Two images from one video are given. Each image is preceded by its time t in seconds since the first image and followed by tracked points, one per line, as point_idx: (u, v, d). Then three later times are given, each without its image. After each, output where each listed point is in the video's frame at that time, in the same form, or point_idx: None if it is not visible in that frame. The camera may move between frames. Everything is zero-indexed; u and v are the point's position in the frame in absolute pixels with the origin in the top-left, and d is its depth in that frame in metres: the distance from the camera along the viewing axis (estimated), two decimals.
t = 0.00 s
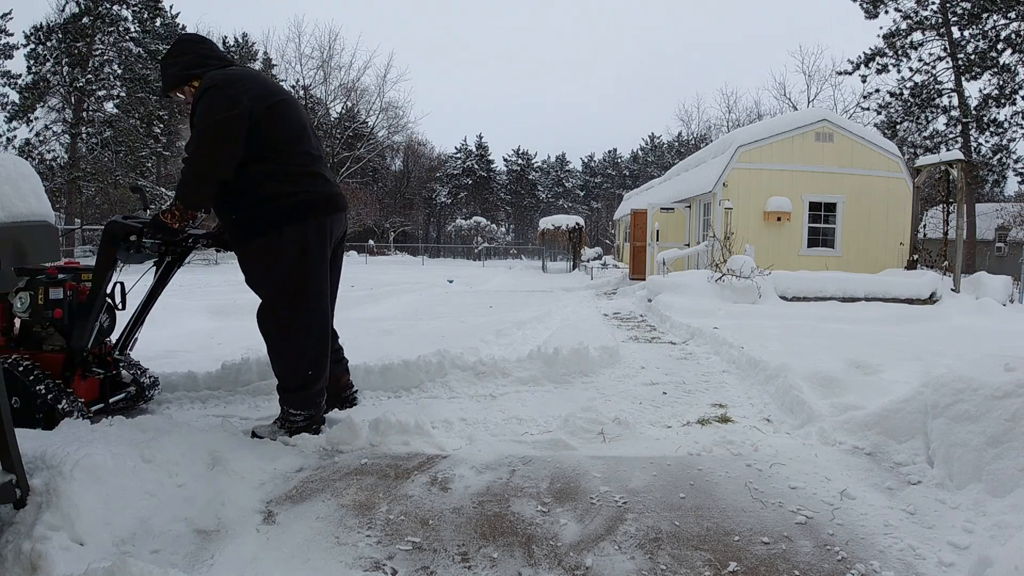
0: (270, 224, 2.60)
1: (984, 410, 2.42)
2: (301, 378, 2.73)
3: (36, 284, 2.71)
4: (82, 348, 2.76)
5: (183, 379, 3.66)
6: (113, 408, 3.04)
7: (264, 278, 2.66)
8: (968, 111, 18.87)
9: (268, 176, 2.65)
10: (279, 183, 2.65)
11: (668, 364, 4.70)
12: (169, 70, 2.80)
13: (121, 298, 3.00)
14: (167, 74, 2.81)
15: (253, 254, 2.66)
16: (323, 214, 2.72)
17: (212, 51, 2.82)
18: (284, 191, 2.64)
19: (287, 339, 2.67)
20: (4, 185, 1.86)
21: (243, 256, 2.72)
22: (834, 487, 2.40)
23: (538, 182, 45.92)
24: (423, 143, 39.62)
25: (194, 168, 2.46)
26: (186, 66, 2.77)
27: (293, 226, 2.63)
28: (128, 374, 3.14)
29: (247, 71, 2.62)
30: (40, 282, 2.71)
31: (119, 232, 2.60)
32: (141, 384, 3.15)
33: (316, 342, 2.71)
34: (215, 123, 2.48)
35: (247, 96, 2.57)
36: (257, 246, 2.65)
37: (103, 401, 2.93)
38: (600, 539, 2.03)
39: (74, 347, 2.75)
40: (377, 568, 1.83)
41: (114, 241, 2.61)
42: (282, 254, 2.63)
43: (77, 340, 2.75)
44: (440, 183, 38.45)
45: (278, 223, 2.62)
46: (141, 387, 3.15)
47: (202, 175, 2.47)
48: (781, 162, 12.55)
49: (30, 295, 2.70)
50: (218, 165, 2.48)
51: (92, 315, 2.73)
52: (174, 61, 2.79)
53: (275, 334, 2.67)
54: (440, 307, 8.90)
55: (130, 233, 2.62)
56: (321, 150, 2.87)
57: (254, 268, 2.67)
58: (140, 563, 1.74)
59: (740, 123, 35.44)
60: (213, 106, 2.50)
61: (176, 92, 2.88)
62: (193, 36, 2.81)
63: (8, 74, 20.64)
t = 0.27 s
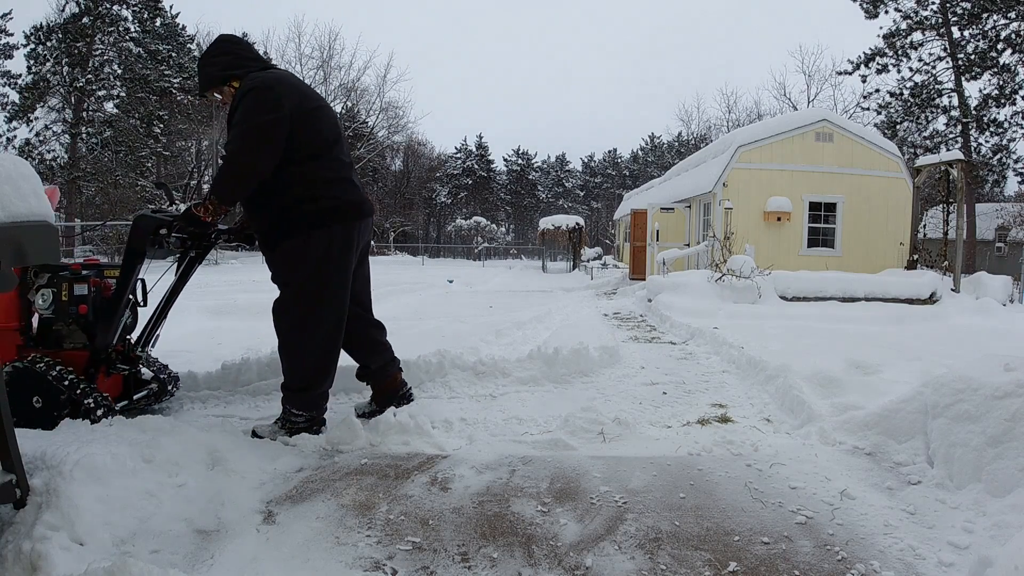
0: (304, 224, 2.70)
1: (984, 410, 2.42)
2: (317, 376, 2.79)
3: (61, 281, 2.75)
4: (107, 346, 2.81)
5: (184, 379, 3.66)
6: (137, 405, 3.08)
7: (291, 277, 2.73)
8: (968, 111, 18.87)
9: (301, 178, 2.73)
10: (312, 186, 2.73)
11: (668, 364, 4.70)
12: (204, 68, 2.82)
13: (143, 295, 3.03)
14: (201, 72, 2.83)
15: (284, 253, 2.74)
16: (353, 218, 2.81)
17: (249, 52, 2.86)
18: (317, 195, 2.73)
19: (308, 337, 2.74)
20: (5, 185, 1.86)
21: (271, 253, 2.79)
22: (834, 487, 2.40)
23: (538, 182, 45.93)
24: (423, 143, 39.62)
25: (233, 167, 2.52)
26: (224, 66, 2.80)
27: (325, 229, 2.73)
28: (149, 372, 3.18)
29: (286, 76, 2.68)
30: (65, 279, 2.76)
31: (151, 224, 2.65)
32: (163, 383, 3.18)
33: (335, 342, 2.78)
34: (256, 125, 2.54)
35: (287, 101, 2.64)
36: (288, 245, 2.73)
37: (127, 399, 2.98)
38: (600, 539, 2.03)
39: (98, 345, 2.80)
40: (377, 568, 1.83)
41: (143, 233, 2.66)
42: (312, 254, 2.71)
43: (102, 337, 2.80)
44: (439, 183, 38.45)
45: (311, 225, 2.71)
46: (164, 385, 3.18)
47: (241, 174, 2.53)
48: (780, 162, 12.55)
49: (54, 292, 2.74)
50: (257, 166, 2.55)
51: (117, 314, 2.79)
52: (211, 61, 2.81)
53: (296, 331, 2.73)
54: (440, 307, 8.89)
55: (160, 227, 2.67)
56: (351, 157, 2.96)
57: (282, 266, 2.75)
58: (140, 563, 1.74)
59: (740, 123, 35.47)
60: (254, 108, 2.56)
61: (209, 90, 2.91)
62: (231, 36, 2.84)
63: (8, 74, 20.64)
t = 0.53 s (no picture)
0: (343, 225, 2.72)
1: (984, 410, 2.42)
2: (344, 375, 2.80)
3: (89, 281, 2.77)
4: (136, 349, 2.83)
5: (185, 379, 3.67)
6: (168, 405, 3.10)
7: (326, 278, 2.74)
8: (968, 111, 18.88)
9: (344, 183, 2.76)
10: (355, 191, 2.76)
11: (668, 364, 4.70)
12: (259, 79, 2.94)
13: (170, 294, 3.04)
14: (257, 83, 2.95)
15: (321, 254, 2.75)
16: (392, 225, 2.83)
17: (301, 64, 2.98)
18: (359, 200, 2.76)
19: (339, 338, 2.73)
20: (5, 185, 1.86)
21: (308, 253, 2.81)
22: (834, 487, 2.40)
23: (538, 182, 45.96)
24: (423, 143, 39.64)
25: (280, 163, 2.52)
26: (280, 77, 2.92)
27: (362, 234, 2.75)
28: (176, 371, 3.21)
29: (339, 84, 2.74)
30: (93, 280, 2.77)
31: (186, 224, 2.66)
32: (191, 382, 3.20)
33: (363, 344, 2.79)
34: (306, 126, 2.58)
35: (338, 106, 2.68)
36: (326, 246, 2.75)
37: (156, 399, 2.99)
38: (600, 539, 2.03)
39: (127, 347, 2.82)
40: (377, 568, 1.83)
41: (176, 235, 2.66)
42: (349, 256, 2.72)
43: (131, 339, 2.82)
44: (439, 183, 38.45)
45: (350, 228, 2.73)
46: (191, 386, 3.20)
47: (288, 171, 2.53)
48: (781, 162, 12.55)
49: (81, 293, 2.76)
50: (304, 166, 2.56)
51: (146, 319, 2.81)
52: (265, 71, 2.92)
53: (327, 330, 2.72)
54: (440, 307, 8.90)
55: (193, 227, 2.68)
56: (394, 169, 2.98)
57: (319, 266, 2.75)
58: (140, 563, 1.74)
59: (740, 123, 35.50)
60: (308, 111, 2.61)
61: (263, 99, 3.01)
62: (287, 49, 2.96)
63: (8, 74, 20.65)
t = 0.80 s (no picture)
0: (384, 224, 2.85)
1: (984, 410, 2.42)
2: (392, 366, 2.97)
3: (124, 282, 2.81)
4: (169, 351, 2.89)
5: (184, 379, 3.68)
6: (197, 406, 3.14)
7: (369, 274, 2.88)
8: (968, 111, 18.88)
9: (383, 183, 2.88)
10: (392, 189, 2.89)
11: (668, 364, 4.70)
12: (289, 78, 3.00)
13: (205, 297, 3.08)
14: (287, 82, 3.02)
15: (363, 251, 2.87)
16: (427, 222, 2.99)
17: (331, 64, 3.06)
18: (397, 199, 2.90)
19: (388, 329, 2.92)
20: (4, 185, 1.85)
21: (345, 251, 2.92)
22: (833, 487, 2.40)
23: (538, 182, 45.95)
24: (423, 143, 39.61)
25: (327, 164, 2.60)
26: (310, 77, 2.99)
27: (401, 231, 2.88)
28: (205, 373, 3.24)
29: (372, 85, 2.84)
30: (128, 280, 2.82)
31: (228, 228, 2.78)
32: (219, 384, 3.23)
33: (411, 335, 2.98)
34: (347, 125, 2.66)
35: (376, 108, 2.79)
36: (368, 244, 2.87)
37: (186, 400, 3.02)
38: (600, 539, 2.03)
39: (160, 349, 2.87)
40: (377, 568, 1.83)
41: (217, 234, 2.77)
42: (393, 253, 2.87)
43: (166, 341, 2.88)
44: (439, 183, 38.39)
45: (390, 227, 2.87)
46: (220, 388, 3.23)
47: (337, 172, 2.62)
48: (780, 162, 12.55)
49: (116, 293, 2.80)
50: (353, 167, 2.65)
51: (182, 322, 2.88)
52: (295, 72, 3.00)
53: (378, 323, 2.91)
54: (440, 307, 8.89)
55: (235, 229, 2.80)
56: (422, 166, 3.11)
57: (362, 262, 2.88)
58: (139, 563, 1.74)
59: (740, 123, 35.51)
60: (349, 111, 2.70)
61: (294, 99, 3.07)
62: (315, 49, 3.03)
63: (8, 74, 20.61)
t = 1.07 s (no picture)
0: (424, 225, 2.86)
1: (984, 410, 2.42)
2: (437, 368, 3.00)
3: (157, 281, 2.79)
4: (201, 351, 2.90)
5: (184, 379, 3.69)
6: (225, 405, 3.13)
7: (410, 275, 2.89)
8: (968, 111, 18.88)
9: (418, 183, 2.90)
10: (425, 187, 2.91)
11: (669, 364, 4.70)
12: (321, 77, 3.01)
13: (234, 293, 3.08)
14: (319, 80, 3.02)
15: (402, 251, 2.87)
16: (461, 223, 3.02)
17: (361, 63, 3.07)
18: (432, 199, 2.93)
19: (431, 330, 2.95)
20: (4, 185, 1.85)
21: (383, 252, 2.91)
22: (833, 487, 2.40)
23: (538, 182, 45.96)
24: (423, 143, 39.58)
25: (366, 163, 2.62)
26: (342, 76, 3.00)
27: (437, 230, 2.90)
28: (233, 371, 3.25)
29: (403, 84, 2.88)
30: (161, 280, 2.80)
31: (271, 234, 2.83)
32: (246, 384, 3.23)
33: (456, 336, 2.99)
34: (383, 123, 2.69)
35: (410, 106, 2.83)
36: (407, 244, 2.87)
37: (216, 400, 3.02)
38: (600, 539, 2.03)
39: (193, 349, 2.88)
40: (377, 568, 1.83)
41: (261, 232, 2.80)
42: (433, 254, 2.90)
43: (199, 340, 2.89)
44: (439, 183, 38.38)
45: (426, 227, 2.89)
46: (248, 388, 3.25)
47: (376, 170, 2.63)
48: (780, 162, 12.55)
49: (150, 292, 2.79)
50: (391, 165, 2.67)
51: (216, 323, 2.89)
52: (327, 71, 3.01)
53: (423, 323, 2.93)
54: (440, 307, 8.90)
55: (273, 230, 2.81)
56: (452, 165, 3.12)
57: (402, 263, 2.89)
58: (139, 563, 1.74)
59: (740, 123, 35.52)
60: (385, 110, 2.74)
61: (324, 100, 3.08)
62: (345, 49, 3.05)
63: (8, 74, 20.62)
